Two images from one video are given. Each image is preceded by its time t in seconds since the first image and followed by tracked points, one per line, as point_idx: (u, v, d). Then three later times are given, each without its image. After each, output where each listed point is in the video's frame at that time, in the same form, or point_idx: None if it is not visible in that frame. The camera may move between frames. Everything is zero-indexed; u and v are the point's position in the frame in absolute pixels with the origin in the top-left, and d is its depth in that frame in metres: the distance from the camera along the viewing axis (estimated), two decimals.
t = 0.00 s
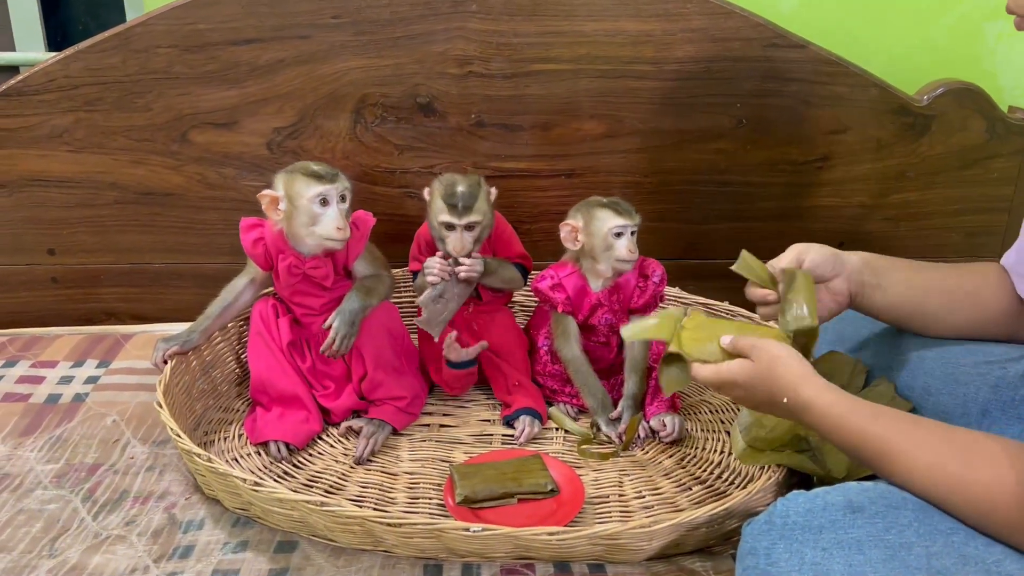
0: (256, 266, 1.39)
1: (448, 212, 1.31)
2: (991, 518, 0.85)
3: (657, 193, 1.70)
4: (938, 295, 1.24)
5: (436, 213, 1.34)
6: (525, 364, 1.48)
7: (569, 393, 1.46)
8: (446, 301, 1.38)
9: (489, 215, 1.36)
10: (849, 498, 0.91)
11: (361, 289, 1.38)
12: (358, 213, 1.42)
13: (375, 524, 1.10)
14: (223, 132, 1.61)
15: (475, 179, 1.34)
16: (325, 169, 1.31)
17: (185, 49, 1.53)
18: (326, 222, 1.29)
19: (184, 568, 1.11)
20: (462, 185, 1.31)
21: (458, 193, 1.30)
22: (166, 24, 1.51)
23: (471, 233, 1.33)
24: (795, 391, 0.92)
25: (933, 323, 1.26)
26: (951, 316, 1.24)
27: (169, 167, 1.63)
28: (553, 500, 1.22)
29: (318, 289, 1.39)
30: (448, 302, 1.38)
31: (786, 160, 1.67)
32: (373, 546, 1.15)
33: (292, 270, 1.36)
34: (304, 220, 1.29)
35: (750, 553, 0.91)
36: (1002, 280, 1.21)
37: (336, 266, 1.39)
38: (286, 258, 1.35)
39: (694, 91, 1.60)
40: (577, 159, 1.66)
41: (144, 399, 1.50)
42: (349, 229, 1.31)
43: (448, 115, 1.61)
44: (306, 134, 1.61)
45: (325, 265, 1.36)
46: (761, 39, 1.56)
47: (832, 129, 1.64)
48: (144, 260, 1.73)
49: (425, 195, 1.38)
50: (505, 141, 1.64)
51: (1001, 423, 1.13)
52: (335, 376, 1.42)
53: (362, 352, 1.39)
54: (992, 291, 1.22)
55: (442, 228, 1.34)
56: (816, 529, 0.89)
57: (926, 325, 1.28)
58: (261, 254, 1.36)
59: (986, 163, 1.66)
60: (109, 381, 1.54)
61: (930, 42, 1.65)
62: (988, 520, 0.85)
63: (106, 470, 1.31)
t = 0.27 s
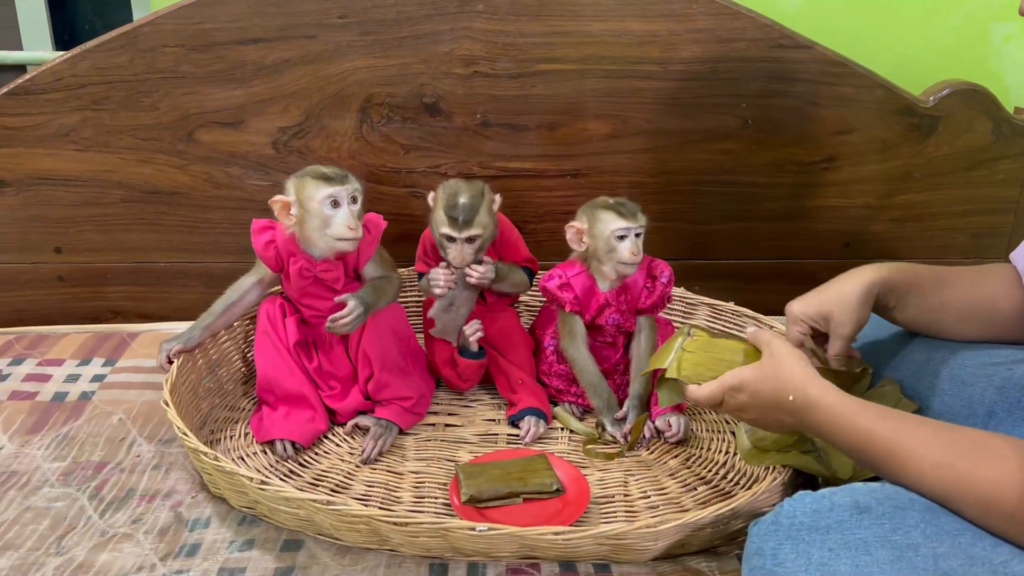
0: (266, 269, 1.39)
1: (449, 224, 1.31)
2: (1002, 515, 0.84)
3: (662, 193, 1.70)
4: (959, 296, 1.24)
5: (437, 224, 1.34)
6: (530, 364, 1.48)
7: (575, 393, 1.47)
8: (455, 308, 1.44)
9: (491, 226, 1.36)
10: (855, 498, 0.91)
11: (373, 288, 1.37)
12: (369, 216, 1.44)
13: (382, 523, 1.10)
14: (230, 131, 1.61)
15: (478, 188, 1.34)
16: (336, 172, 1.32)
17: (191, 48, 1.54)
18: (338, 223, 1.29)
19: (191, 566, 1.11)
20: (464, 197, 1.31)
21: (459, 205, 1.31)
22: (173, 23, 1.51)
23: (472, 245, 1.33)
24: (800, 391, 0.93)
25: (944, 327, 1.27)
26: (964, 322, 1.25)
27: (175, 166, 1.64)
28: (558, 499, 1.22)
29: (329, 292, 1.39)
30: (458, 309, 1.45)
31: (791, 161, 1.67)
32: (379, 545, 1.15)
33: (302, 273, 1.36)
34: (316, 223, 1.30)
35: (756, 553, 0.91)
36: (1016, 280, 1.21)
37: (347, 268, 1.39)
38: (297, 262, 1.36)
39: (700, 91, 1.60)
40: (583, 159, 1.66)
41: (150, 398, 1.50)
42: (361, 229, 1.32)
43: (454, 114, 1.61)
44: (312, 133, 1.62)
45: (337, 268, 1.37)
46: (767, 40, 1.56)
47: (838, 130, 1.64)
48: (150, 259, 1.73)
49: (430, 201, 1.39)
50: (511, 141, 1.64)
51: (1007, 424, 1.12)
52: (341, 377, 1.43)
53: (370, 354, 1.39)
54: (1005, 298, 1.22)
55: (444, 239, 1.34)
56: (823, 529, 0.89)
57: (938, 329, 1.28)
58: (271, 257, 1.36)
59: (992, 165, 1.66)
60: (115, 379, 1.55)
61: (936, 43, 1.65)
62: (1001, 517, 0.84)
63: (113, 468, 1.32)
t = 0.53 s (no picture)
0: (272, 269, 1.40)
1: (455, 209, 1.32)
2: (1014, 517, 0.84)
3: (668, 193, 1.70)
4: (971, 285, 1.24)
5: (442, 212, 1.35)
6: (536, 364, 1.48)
7: (580, 393, 1.47)
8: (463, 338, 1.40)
9: (498, 216, 1.36)
10: (863, 498, 0.91)
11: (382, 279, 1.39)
12: (374, 215, 1.44)
13: (388, 522, 1.10)
14: (237, 131, 1.61)
15: (486, 178, 1.35)
16: (344, 174, 1.31)
17: (199, 47, 1.54)
18: (347, 228, 1.29)
19: (198, 564, 1.12)
20: (471, 183, 1.32)
21: (465, 190, 1.31)
22: (180, 23, 1.52)
23: (476, 232, 1.33)
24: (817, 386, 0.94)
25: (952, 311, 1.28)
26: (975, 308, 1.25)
27: (182, 165, 1.64)
28: (564, 499, 1.22)
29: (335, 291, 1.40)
30: (467, 339, 1.41)
31: (797, 161, 1.67)
32: (385, 544, 1.15)
33: (308, 272, 1.37)
34: (324, 227, 1.30)
35: (764, 553, 0.92)
36: None
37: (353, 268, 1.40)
38: (302, 261, 1.36)
39: (706, 91, 1.60)
40: (589, 159, 1.66)
41: (157, 396, 1.51)
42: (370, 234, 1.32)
43: (460, 114, 1.61)
44: (318, 133, 1.62)
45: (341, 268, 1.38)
46: (773, 40, 1.56)
47: (844, 130, 1.64)
48: (157, 258, 1.74)
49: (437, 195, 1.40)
50: (517, 140, 1.64)
51: (1014, 425, 1.13)
52: (347, 376, 1.42)
53: (376, 353, 1.39)
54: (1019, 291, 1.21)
55: (449, 226, 1.34)
56: (830, 529, 0.89)
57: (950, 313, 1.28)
58: (277, 257, 1.37)
59: (998, 166, 1.66)
60: (122, 378, 1.55)
61: (943, 43, 1.65)
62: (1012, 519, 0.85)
63: (120, 466, 1.32)
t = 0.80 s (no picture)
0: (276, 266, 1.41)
1: (462, 205, 1.31)
2: None
3: (673, 191, 1.70)
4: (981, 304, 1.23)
5: (451, 209, 1.34)
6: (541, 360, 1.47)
7: (585, 390, 1.46)
8: (470, 340, 1.42)
9: (503, 210, 1.36)
10: (869, 494, 0.92)
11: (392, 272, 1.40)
12: (377, 212, 1.45)
13: (395, 517, 1.10)
14: (243, 127, 1.62)
15: (490, 173, 1.34)
16: (348, 173, 1.31)
17: (205, 44, 1.54)
18: (353, 228, 1.29)
19: (204, 558, 1.12)
20: (476, 179, 1.31)
21: (471, 186, 1.31)
22: (187, 19, 1.52)
23: (485, 227, 1.33)
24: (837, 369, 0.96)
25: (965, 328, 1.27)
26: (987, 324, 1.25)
27: (188, 161, 1.65)
28: (569, 495, 1.23)
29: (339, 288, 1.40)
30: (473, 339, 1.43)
31: (803, 159, 1.66)
32: (390, 539, 1.16)
33: (311, 269, 1.38)
34: (330, 228, 1.30)
35: (769, 548, 0.91)
36: None
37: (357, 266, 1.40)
38: (306, 258, 1.37)
39: (712, 89, 1.60)
40: (594, 156, 1.66)
41: (162, 392, 1.51)
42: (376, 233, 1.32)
43: (466, 111, 1.61)
44: (324, 129, 1.62)
45: (344, 265, 1.38)
46: (779, 37, 1.55)
47: (850, 128, 1.63)
48: (163, 254, 1.74)
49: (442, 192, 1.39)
50: (522, 138, 1.64)
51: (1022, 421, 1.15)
52: (352, 371, 1.42)
53: (381, 349, 1.40)
54: None
55: (457, 222, 1.34)
56: (836, 524, 0.89)
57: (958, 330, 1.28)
58: (281, 254, 1.38)
59: (1005, 164, 1.66)
60: (128, 373, 1.56)
61: (949, 41, 1.64)
62: None
63: (126, 461, 1.32)
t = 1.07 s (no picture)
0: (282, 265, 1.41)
1: (465, 197, 1.32)
2: None
3: (678, 190, 1.70)
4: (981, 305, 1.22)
5: (453, 202, 1.35)
6: (546, 359, 1.47)
7: (590, 389, 1.47)
8: (478, 343, 1.42)
9: (508, 203, 1.37)
10: (874, 494, 0.91)
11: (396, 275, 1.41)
12: (383, 211, 1.44)
13: (400, 515, 1.10)
14: (248, 126, 1.62)
15: (494, 167, 1.35)
16: (353, 173, 1.31)
17: (210, 42, 1.55)
18: (358, 228, 1.29)
19: (210, 556, 1.12)
20: (480, 172, 1.32)
21: (476, 178, 1.32)
22: (193, 18, 1.52)
23: (488, 220, 1.33)
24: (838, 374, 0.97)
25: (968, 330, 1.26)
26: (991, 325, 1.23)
27: (194, 160, 1.65)
28: (574, 494, 1.23)
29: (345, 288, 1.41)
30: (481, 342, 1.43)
31: (808, 159, 1.66)
32: (395, 537, 1.16)
33: (317, 269, 1.38)
34: (335, 228, 1.30)
35: (775, 548, 0.91)
36: None
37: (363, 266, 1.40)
38: (312, 258, 1.37)
39: (717, 88, 1.60)
40: (599, 155, 1.66)
41: (168, 390, 1.51)
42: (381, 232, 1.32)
43: (470, 110, 1.61)
44: (329, 128, 1.62)
45: (350, 265, 1.38)
46: (785, 37, 1.55)
47: (855, 127, 1.63)
48: (168, 252, 1.74)
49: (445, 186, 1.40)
50: (527, 137, 1.64)
51: None
52: (358, 370, 1.43)
53: (386, 348, 1.40)
54: None
55: (461, 215, 1.34)
56: (842, 524, 0.89)
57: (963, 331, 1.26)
58: (287, 254, 1.38)
59: (1011, 164, 1.65)
60: (134, 371, 1.56)
61: (955, 41, 1.64)
62: None
63: (132, 458, 1.33)
